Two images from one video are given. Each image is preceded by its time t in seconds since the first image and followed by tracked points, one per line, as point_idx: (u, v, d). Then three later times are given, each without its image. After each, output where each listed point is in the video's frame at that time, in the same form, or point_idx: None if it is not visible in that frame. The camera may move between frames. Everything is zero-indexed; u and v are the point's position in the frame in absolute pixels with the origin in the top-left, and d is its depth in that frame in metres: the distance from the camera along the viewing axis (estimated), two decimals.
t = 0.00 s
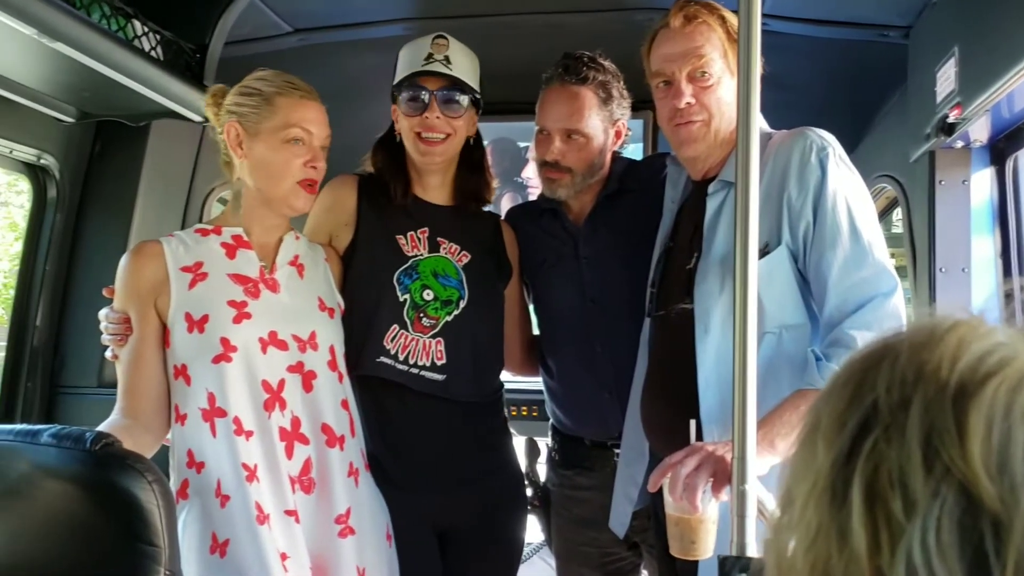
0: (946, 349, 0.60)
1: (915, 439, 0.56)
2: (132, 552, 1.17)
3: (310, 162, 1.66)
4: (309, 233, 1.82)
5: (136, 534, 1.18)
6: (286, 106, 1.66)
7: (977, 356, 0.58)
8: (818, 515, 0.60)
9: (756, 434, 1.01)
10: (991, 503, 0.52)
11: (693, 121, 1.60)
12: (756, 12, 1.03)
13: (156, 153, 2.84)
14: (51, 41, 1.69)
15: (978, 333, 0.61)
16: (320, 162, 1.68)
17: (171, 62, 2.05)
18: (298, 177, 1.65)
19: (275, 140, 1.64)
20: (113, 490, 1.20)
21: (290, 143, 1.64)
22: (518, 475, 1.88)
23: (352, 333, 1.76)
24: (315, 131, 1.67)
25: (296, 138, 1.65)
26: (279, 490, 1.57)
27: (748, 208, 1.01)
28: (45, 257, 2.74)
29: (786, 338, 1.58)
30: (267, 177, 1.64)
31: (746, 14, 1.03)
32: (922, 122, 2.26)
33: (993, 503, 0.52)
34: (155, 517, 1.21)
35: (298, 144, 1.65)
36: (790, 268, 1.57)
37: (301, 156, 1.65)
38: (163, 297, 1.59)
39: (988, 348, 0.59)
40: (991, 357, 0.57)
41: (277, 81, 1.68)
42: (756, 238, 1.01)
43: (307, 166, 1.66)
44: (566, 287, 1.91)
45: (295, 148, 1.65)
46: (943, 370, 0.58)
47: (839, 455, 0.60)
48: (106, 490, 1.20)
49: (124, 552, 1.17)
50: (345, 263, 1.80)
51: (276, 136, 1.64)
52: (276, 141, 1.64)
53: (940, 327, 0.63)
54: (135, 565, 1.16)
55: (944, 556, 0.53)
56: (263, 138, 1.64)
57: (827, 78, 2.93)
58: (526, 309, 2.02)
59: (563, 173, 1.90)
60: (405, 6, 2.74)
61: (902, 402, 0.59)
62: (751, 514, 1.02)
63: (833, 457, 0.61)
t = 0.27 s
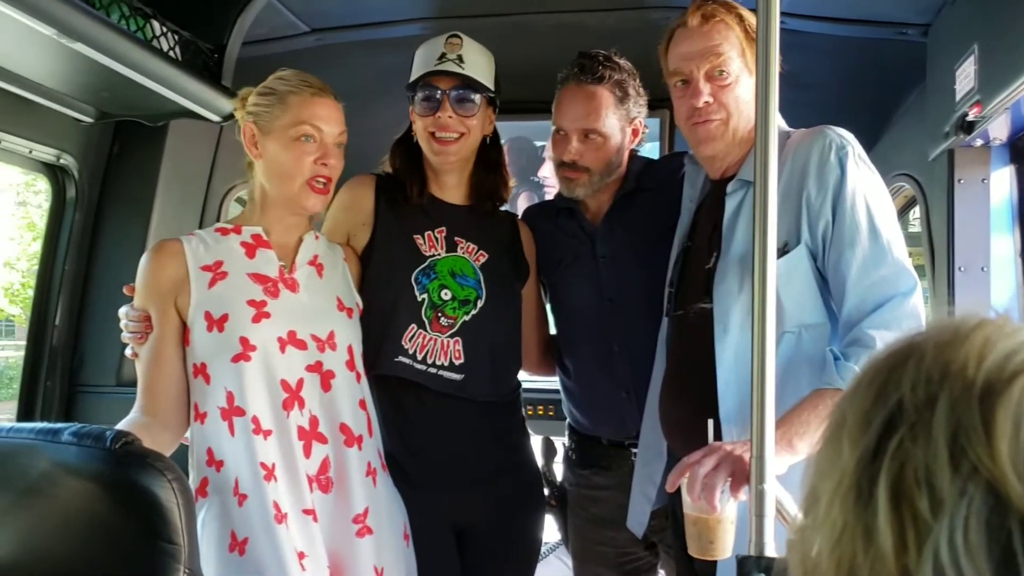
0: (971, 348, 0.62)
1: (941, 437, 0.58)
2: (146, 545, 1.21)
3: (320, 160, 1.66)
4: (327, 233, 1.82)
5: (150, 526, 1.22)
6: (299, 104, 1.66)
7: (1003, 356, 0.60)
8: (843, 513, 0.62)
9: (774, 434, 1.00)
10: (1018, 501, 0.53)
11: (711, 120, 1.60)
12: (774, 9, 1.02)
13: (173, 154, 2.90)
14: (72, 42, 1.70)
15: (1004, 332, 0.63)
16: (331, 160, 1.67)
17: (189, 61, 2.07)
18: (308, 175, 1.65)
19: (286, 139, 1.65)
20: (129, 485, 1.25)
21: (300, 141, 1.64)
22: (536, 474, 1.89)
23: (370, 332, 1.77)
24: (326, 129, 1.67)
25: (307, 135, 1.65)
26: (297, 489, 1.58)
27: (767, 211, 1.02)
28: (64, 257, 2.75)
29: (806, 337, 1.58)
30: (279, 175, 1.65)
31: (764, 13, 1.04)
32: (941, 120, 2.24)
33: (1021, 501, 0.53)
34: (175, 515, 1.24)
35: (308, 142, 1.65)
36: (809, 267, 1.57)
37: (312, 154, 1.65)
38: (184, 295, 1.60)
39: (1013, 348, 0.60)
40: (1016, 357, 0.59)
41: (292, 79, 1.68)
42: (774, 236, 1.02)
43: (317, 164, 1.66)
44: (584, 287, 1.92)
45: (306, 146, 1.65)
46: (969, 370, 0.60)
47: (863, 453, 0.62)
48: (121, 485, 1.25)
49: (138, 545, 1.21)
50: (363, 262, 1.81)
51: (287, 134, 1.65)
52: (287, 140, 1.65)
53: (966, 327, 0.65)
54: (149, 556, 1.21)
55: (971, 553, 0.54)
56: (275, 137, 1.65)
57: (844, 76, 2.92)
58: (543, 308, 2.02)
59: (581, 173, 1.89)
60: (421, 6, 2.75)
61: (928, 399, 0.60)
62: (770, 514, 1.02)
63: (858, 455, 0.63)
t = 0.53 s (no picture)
0: (995, 348, 0.61)
1: (965, 438, 0.57)
2: (163, 544, 1.23)
3: (327, 153, 1.66)
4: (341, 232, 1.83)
5: (167, 526, 1.24)
6: (305, 100, 1.67)
7: None
8: (866, 515, 0.62)
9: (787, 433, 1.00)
10: None
11: (725, 119, 1.59)
12: (788, 6, 1.02)
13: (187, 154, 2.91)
14: (87, 42, 1.70)
15: None
16: (338, 153, 1.67)
17: (202, 62, 2.08)
18: (317, 170, 1.65)
19: (293, 135, 1.66)
20: (146, 484, 1.27)
21: (307, 136, 1.65)
22: (548, 474, 1.89)
23: (384, 331, 1.77)
24: (332, 123, 1.67)
25: (312, 130, 1.66)
26: (310, 488, 1.58)
27: (780, 211, 1.02)
28: (78, 256, 2.77)
29: (820, 337, 1.58)
30: (287, 173, 1.66)
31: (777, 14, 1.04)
32: (955, 119, 2.24)
33: None
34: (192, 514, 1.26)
35: (314, 136, 1.66)
36: (824, 266, 1.56)
37: (319, 148, 1.66)
38: (199, 294, 1.61)
39: None
40: None
41: (297, 77, 1.70)
42: (788, 237, 1.02)
43: (323, 158, 1.66)
44: (597, 286, 1.92)
45: (312, 140, 1.66)
46: (992, 370, 0.60)
47: (886, 454, 0.62)
48: (138, 484, 1.26)
49: (155, 543, 1.23)
50: (376, 261, 1.81)
51: (293, 130, 1.66)
52: (294, 136, 1.66)
53: (990, 326, 0.64)
54: (166, 555, 1.22)
55: (997, 555, 0.54)
56: (282, 134, 1.67)
57: (859, 73, 2.91)
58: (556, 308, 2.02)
59: (593, 172, 1.89)
60: (434, 6, 2.75)
61: (952, 401, 0.60)
62: (784, 513, 1.01)
63: (881, 457, 0.62)
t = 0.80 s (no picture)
0: (1015, 351, 0.61)
1: (985, 439, 0.57)
2: (176, 540, 1.26)
3: (333, 151, 1.66)
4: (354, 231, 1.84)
5: (179, 522, 1.27)
6: (314, 98, 1.68)
7: None
8: (884, 517, 0.62)
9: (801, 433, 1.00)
10: None
11: (739, 118, 1.59)
12: (802, 6, 1.02)
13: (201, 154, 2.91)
14: (101, 42, 1.71)
15: None
16: (345, 151, 1.67)
17: (215, 61, 2.08)
18: (325, 168, 1.65)
19: (300, 134, 1.67)
20: (159, 481, 1.30)
21: (314, 134, 1.66)
22: (562, 473, 1.90)
23: (397, 330, 1.78)
24: (339, 122, 1.67)
25: (319, 128, 1.66)
26: (324, 487, 1.59)
27: (794, 212, 1.01)
28: (93, 254, 2.78)
29: (835, 337, 1.57)
30: (296, 171, 1.67)
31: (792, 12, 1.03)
32: (970, 118, 2.22)
33: None
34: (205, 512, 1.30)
35: (321, 135, 1.66)
36: (838, 266, 1.56)
37: (326, 147, 1.66)
38: (212, 293, 1.62)
39: None
40: None
41: (306, 76, 1.71)
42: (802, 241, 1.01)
43: (331, 157, 1.66)
44: (611, 285, 1.92)
45: (319, 139, 1.66)
46: (1014, 374, 0.59)
47: (905, 457, 0.62)
48: (152, 482, 1.30)
49: (168, 539, 1.26)
50: (390, 260, 1.81)
51: (301, 129, 1.67)
52: (301, 135, 1.66)
53: (1012, 329, 0.64)
54: (179, 550, 1.25)
55: (1019, 558, 0.54)
56: (290, 133, 1.68)
57: (873, 72, 2.90)
58: (570, 307, 2.02)
59: (610, 167, 1.88)
60: (446, 5, 2.75)
61: (972, 403, 0.60)
62: (796, 513, 1.02)
63: (900, 459, 0.62)
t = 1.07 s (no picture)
0: None
1: (1011, 439, 0.56)
2: (193, 538, 1.30)
3: (345, 151, 1.65)
4: (370, 231, 1.84)
5: (196, 521, 1.31)
6: (327, 99, 1.68)
7: None
8: (908, 518, 0.61)
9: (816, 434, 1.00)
10: None
11: (756, 118, 1.58)
12: (819, 7, 1.02)
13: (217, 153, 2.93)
14: (118, 42, 1.72)
15: None
16: (357, 151, 1.66)
17: (232, 61, 2.09)
18: (337, 167, 1.65)
19: (313, 134, 1.67)
20: (176, 480, 1.33)
21: (327, 135, 1.66)
22: (577, 473, 1.90)
23: (413, 329, 1.78)
24: (352, 122, 1.67)
25: (332, 128, 1.66)
26: (338, 486, 1.59)
27: (811, 207, 1.01)
28: (109, 252, 2.79)
29: (851, 338, 1.57)
30: (311, 172, 1.67)
31: (808, 11, 1.03)
32: (987, 119, 2.21)
33: None
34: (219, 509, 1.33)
35: (334, 135, 1.66)
36: (856, 267, 1.55)
37: (339, 147, 1.66)
38: (228, 292, 1.62)
39: None
40: None
41: (321, 77, 1.71)
42: (818, 240, 1.01)
43: (343, 157, 1.65)
44: (626, 285, 1.92)
45: (331, 139, 1.66)
46: None
47: (929, 457, 0.61)
48: (167, 480, 1.33)
49: (185, 537, 1.30)
50: (405, 260, 1.82)
51: (314, 129, 1.67)
52: (315, 135, 1.67)
53: None
54: (196, 548, 1.30)
55: None
56: (305, 134, 1.69)
57: (890, 72, 2.89)
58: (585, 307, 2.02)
59: (633, 160, 1.89)
60: (461, 5, 2.75)
61: (997, 403, 0.58)
62: (813, 514, 1.02)
63: (924, 459, 0.61)
